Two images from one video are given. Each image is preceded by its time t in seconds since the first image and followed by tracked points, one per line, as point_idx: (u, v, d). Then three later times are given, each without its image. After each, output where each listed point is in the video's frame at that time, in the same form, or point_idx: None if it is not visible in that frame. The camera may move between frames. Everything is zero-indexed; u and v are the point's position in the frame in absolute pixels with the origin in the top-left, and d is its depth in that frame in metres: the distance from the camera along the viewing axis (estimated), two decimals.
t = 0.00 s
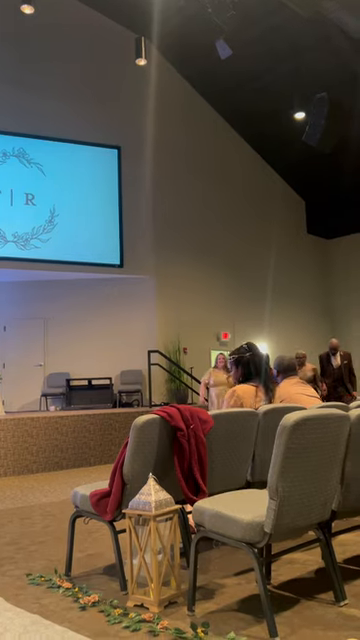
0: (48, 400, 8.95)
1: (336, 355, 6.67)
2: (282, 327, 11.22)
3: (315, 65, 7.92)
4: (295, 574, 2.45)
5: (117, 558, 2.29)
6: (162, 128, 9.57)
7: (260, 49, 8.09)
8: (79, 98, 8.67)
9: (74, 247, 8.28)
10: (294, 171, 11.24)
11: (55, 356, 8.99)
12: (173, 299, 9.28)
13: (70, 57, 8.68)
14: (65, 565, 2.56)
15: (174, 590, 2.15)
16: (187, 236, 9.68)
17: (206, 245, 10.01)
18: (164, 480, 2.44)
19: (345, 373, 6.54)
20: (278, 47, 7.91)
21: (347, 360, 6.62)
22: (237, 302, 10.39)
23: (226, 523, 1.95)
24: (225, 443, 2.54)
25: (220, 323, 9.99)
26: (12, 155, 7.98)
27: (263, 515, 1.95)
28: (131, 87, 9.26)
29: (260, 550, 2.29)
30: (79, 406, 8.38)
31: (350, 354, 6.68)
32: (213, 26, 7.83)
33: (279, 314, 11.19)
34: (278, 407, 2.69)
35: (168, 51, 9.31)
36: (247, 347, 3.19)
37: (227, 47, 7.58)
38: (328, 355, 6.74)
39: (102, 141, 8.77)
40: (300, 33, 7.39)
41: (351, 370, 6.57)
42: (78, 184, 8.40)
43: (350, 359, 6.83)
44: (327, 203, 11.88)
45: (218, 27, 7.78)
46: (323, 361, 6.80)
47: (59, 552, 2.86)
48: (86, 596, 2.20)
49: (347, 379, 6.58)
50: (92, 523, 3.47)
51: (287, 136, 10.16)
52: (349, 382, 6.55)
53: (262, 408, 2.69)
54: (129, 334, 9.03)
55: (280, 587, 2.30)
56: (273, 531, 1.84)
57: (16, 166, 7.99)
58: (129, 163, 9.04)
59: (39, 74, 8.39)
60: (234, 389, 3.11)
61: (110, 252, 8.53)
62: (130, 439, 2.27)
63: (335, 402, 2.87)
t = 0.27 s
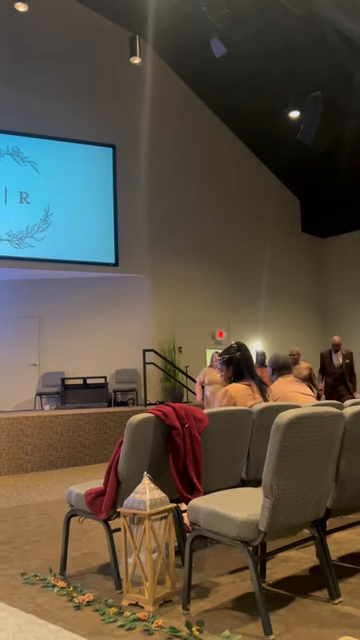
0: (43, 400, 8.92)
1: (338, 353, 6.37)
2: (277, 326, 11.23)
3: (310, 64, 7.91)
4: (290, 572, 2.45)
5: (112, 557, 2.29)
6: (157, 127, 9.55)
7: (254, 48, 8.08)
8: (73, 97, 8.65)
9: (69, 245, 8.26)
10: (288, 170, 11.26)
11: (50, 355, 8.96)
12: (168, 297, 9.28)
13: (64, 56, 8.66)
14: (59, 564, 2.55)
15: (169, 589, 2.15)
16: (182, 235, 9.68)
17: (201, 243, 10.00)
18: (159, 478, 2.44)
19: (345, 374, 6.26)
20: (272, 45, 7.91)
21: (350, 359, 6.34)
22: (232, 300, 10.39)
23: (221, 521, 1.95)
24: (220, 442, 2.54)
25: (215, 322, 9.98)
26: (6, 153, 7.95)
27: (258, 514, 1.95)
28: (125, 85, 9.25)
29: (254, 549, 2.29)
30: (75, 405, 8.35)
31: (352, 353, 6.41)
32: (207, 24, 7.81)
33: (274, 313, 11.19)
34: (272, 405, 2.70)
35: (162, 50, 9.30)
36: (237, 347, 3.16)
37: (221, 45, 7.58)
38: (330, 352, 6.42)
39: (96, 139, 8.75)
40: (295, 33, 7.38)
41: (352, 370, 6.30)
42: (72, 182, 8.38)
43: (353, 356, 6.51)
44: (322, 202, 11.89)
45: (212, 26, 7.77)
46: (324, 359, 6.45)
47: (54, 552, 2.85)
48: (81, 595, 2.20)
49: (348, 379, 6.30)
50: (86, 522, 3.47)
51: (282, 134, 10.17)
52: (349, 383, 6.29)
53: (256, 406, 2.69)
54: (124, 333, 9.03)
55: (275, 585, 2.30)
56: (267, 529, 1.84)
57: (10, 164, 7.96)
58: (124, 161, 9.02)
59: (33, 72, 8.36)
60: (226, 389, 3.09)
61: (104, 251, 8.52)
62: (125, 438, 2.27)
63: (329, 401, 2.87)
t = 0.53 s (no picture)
0: (37, 398, 8.90)
1: (337, 349, 6.21)
2: (271, 325, 11.24)
3: (304, 64, 7.92)
4: (284, 570, 2.46)
5: (107, 555, 2.29)
6: (151, 125, 9.55)
7: (249, 48, 8.09)
8: (67, 94, 8.63)
9: (63, 244, 8.24)
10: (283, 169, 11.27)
11: (43, 354, 8.94)
12: (162, 296, 9.28)
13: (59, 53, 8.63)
14: (54, 563, 2.55)
15: (163, 588, 2.15)
16: (176, 234, 9.69)
17: (195, 242, 10.01)
18: (153, 477, 2.44)
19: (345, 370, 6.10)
20: (266, 44, 7.91)
21: (349, 356, 6.18)
22: (227, 299, 10.40)
23: (215, 520, 1.95)
24: (214, 441, 2.54)
25: (209, 320, 9.99)
26: None
27: (252, 512, 1.95)
28: (120, 84, 9.24)
29: (248, 547, 2.30)
30: (69, 403, 8.34)
31: (352, 350, 6.24)
32: (202, 23, 7.81)
33: (268, 312, 11.20)
34: (267, 403, 2.70)
35: (157, 48, 9.30)
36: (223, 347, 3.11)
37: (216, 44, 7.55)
38: (328, 349, 6.28)
39: (90, 137, 8.73)
40: (290, 32, 7.39)
41: (352, 366, 6.14)
42: (66, 180, 8.36)
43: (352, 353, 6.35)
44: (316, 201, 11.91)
45: (207, 24, 7.74)
46: (323, 356, 6.27)
47: (48, 551, 2.85)
48: (76, 594, 2.20)
49: (348, 376, 6.13)
50: (81, 521, 3.47)
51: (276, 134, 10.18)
52: (349, 379, 6.12)
53: (250, 404, 2.69)
54: (118, 331, 9.05)
55: (269, 583, 2.31)
56: (261, 528, 1.85)
57: (4, 162, 7.93)
58: (118, 159, 9.01)
59: (27, 69, 8.32)
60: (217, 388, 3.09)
61: (99, 250, 8.52)
62: (119, 436, 2.27)
63: (323, 399, 2.89)
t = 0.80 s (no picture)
0: (31, 399, 8.89)
1: (333, 349, 6.21)
2: (267, 326, 11.25)
3: (299, 66, 7.94)
4: (278, 571, 2.46)
5: (101, 556, 2.28)
6: (146, 127, 9.56)
7: (245, 49, 8.10)
8: (63, 95, 8.62)
9: (58, 245, 8.23)
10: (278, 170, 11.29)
11: (38, 354, 8.91)
12: (157, 297, 9.28)
13: (54, 54, 8.62)
14: (48, 564, 2.54)
15: (157, 589, 2.15)
16: (172, 234, 9.69)
17: (191, 243, 10.01)
18: (148, 478, 2.44)
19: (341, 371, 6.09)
20: (262, 46, 7.92)
21: (345, 356, 6.17)
22: (222, 299, 10.41)
23: (210, 520, 1.95)
24: (209, 441, 2.54)
25: (205, 321, 9.99)
26: None
27: (247, 513, 1.95)
28: (115, 84, 9.24)
29: (243, 548, 2.30)
30: (64, 404, 8.32)
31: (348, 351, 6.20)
32: (197, 24, 7.82)
33: (264, 313, 11.20)
34: (262, 404, 2.71)
35: (152, 49, 9.30)
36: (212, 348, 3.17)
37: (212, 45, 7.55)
38: (324, 349, 6.29)
39: (86, 138, 8.72)
40: (285, 34, 7.41)
41: (349, 366, 6.13)
42: (61, 181, 8.34)
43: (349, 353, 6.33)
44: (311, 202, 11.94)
45: (203, 25, 7.73)
46: (319, 356, 6.27)
47: (43, 552, 2.84)
48: (70, 595, 2.19)
49: (344, 376, 6.12)
50: (76, 522, 3.46)
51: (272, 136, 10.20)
52: (345, 379, 6.11)
53: (245, 405, 2.69)
54: (113, 332, 9.04)
55: (263, 583, 2.31)
56: (256, 529, 1.85)
57: None
58: (114, 160, 9.01)
59: (22, 69, 8.31)
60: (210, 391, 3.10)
61: (94, 250, 8.51)
62: (114, 437, 2.26)
63: (318, 400, 2.89)
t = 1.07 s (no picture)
0: (25, 400, 8.87)
1: (324, 350, 6.23)
2: (261, 327, 11.26)
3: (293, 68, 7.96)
4: (272, 572, 2.46)
5: (95, 558, 2.28)
6: (141, 128, 9.56)
7: (239, 51, 8.12)
8: (57, 96, 8.62)
9: (52, 245, 8.22)
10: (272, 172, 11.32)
11: (32, 355, 8.89)
12: (151, 298, 9.28)
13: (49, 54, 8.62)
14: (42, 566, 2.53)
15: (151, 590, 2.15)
16: (166, 235, 9.70)
17: (185, 245, 10.02)
18: (142, 479, 2.43)
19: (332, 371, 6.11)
20: (257, 48, 7.94)
21: (336, 358, 6.18)
22: (216, 301, 10.42)
23: (204, 522, 1.96)
24: (203, 443, 2.55)
25: (199, 322, 10.00)
26: None
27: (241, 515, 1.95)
28: (110, 85, 9.24)
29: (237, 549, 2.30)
30: (57, 405, 8.31)
31: (339, 352, 6.26)
32: (192, 26, 7.83)
33: (258, 314, 11.22)
34: (257, 406, 2.72)
35: (147, 50, 9.31)
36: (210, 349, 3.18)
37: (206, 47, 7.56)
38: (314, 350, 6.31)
39: (80, 138, 8.72)
40: (279, 36, 7.43)
41: (340, 366, 6.14)
42: (56, 181, 8.33)
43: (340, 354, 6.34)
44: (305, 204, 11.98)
45: (198, 27, 7.73)
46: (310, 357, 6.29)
47: (37, 553, 2.83)
48: (64, 597, 2.19)
49: (335, 377, 6.13)
50: (70, 523, 3.45)
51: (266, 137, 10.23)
52: (336, 380, 6.13)
53: (240, 406, 2.70)
54: (107, 333, 9.04)
55: (257, 585, 2.31)
56: (250, 530, 1.85)
57: None
58: (108, 161, 9.01)
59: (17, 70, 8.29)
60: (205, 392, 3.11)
61: (89, 252, 8.52)
62: (109, 438, 2.26)
63: (312, 401, 2.90)
